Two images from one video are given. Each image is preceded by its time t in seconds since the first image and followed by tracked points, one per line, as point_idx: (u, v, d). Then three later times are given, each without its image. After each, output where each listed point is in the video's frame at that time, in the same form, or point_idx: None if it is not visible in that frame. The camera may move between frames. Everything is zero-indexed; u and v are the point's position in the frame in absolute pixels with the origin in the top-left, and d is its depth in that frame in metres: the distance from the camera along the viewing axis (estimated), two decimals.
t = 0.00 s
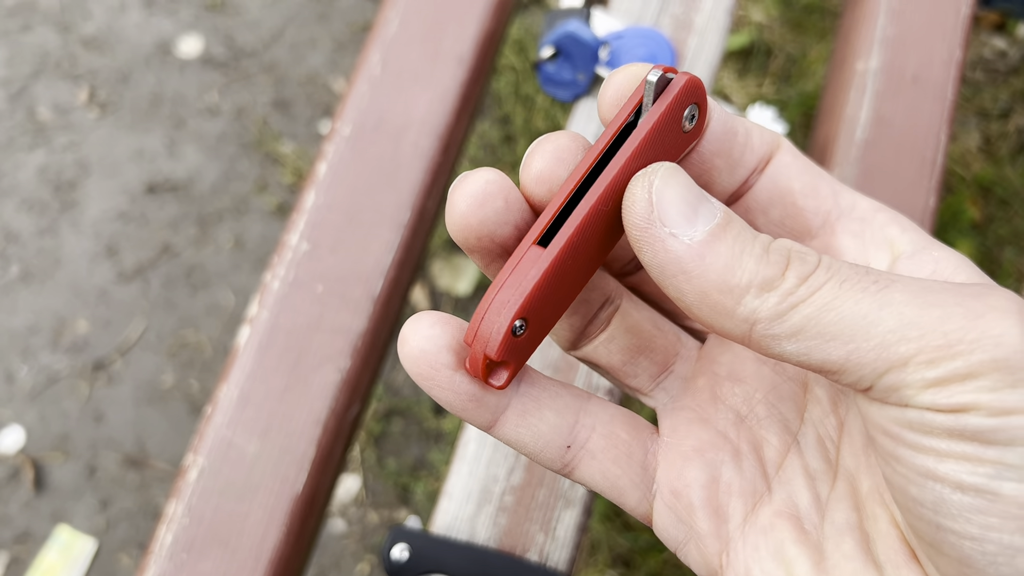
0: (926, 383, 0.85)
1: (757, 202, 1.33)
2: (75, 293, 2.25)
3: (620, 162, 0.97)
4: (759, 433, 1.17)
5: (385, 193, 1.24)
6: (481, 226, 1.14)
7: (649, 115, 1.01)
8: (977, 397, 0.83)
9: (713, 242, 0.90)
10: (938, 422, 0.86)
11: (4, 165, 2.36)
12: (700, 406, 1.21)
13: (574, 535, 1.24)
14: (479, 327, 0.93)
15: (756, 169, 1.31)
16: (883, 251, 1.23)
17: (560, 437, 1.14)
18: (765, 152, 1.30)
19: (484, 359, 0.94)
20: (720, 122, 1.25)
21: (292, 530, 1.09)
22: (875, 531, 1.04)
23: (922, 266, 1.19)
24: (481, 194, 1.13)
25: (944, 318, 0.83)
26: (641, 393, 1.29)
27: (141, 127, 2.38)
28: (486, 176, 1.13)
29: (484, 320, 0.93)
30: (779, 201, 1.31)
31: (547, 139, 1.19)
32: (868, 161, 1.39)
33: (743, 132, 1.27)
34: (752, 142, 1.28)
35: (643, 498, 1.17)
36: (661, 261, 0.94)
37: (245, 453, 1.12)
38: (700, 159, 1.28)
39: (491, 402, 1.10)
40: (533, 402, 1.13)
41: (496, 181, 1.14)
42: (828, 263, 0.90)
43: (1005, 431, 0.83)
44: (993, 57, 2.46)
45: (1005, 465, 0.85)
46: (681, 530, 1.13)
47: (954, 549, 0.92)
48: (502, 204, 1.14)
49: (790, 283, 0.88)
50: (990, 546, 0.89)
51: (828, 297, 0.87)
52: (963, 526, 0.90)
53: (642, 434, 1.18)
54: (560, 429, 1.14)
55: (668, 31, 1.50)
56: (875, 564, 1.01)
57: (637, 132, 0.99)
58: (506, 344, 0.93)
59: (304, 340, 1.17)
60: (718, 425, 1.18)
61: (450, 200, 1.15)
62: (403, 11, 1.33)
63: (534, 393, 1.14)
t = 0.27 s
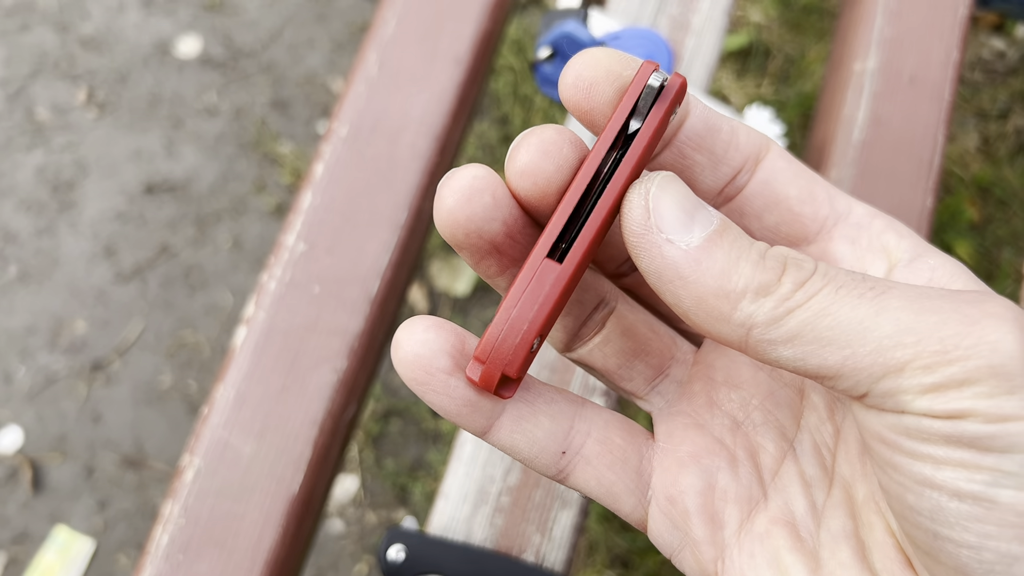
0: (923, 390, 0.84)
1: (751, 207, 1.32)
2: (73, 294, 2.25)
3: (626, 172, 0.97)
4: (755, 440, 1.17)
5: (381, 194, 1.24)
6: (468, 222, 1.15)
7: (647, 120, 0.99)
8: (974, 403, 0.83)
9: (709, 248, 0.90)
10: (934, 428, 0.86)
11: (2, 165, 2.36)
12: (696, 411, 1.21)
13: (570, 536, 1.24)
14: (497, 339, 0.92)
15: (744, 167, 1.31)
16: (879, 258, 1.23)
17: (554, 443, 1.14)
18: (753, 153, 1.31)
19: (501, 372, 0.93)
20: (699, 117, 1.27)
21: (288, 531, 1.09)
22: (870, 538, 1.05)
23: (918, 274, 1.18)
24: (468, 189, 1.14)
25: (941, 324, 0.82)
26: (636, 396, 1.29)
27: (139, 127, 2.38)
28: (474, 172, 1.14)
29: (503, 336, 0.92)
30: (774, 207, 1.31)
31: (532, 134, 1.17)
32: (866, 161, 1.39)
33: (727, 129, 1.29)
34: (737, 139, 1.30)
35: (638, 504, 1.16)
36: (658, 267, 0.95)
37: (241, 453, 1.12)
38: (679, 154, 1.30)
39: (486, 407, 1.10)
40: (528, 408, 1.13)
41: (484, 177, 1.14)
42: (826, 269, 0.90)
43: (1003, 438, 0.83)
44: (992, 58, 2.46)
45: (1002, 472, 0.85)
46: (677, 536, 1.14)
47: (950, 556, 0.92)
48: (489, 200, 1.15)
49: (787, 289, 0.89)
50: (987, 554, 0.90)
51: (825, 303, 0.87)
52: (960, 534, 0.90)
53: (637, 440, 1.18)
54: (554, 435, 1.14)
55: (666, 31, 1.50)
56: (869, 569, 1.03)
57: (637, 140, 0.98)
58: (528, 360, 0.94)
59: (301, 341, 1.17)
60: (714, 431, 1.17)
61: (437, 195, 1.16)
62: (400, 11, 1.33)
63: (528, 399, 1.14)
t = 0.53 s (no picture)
0: (924, 383, 0.84)
1: (752, 202, 1.32)
2: (72, 293, 2.25)
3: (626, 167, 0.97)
4: (755, 434, 1.17)
5: (379, 194, 1.24)
6: (463, 208, 1.15)
7: (646, 114, 0.99)
8: (976, 396, 0.82)
9: (708, 241, 0.91)
10: (936, 422, 0.86)
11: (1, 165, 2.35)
12: (696, 406, 1.20)
13: (569, 536, 1.24)
14: (505, 334, 0.94)
15: (742, 161, 1.31)
16: (880, 252, 1.23)
17: (554, 436, 1.14)
18: (749, 147, 1.30)
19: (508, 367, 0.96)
20: (694, 109, 1.27)
21: (286, 531, 1.09)
22: (870, 533, 1.04)
23: (920, 269, 1.18)
24: (463, 176, 1.14)
25: (942, 317, 0.82)
26: (635, 390, 1.29)
27: (138, 127, 2.38)
28: (467, 159, 1.14)
29: (507, 333, 0.95)
30: (774, 201, 1.31)
31: (528, 120, 1.16)
32: (865, 161, 1.39)
33: (723, 123, 1.29)
34: (733, 132, 1.29)
35: (637, 498, 1.16)
36: (657, 261, 0.95)
37: (239, 453, 1.12)
38: (673, 145, 1.30)
39: (485, 400, 1.10)
40: (528, 401, 1.13)
41: (479, 164, 1.15)
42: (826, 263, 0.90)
43: (1005, 431, 0.83)
44: (991, 58, 2.46)
45: (1004, 466, 0.85)
46: (676, 531, 1.14)
47: (952, 552, 0.92)
48: (484, 186, 1.15)
49: (786, 282, 0.89)
50: (988, 549, 0.90)
51: (825, 295, 0.87)
52: (962, 529, 0.90)
53: (636, 433, 1.18)
54: (554, 428, 1.14)
55: (664, 31, 1.50)
56: (870, 567, 1.02)
57: (636, 136, 0.98)
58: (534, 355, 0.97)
59: (298, 340, 1.17)
60: (713, 425, 1.17)
61: (432, 182, 1.16)
62: (398, 11, 1.32)
63: (527, 391, 1.14)
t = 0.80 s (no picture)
0: (925, 385, 0.85)
1: (755, 200, 1.32)
2: (72, 294, 2.25)
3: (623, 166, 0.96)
4: (757, 434, 1.17)
5: (380, 196, 1.24)
6: (461, 208, 1.15)
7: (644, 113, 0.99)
8: (977, 398, 0.83)
9: (707, 243, 0.91)
10: (938, 423, 0.86)
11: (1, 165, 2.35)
12: (699, 406, 1.20)
13: (569, 537, 1.24)
14: (502, 335, 0.92)
15: (746, 159, 1.31)
16: (884, 251, 1.23)
17: (555, 437, 1.14)
18: (754, 144, 1.30)
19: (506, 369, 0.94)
20: (699, 107, 1.27)
21: (286, 532, 1.09)
22: (872, 533, 1.05)
23: (923, 268, 1.18)
24: (461, 175, 1.14)
25: (944, 318, 0.82)
26: (637, 388, 1.28)
27: (138, 127, 2.38)
28: (466, 159, 1.14)
29: (505, 334, 0.92)
30: (777, 200, 1.31)
31: (528, 118, 1.17)
32: (864, 163, 1.39)
33: (728, 120, 1.29)
34: (737, 131, 1.29)
35: (639, 498, 1.16)
36: (655, 264, 0.95)
37: (239, 454, 1.12)
38: (678, 144, 1.31)
39: (487, 402, 1.10)
40: (529, 402, 1.14)
41: (477, 163, 1.15)
42: (826, 263, 0.90)
43: (1007, 433, 0.83)
44: (990, 59, 2.46)
45: (1006, 468, 0.85)
46: (678, 531, 1.14)
47: (953, 553, 0.93)
48: (482, 185, 1.15)
49: (787, 283, 0.89)
50: (990, 550, 0.90)
51: (826, 296, 0.87)
52: (963, 530, 0.91)
53: (638, 433, 1.18)
54: (555, 429, 1.15)
55: (664, 33, 1.50)
56: (872, 568, 1.03)
57: (635, 134, 0.98)
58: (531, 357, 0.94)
59: (299, 341, 1.17)
60: (716, 425, 1.17)
61: (432, 180, 1.16)
62: (399, 12, 1.33)
63: (529, 393, 1.14)
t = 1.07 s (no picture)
0: (935, 388, 0.85)
1: (763, 199, 1.31)
2: (70, 295, 2.24)
3: (626, 167, 0.95)
4: (763, 436, 1.17)
5: (379, 197, 1.24)
6: (472, 213, 1.15)
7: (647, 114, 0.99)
8: (988, 402, 0.83)
9: (715, 245, 0.90)
10: (947, 427, 0.86)
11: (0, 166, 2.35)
12: (704, 407, 1.20)
13: (568, 540, 1.24)
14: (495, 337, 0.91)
15: (758, 158, 1.30)
16: (891, 252, 1.23)
17: (560, 439, 1.13)
18: (766, 143, 1.29)
19: (501, 372, 0.92)
20: (712, 108, 1.26)
21: (285, 535, 1.09)
22: (878, 535, 1.05)
23: (932, 269, 1.19)
24: (472, 181, 1.14)
25: (953, 321, 0.83)
26: (643, 390, 1.28)
27: (137, 128, 2.38)
28: (477, 164, 1.14)
29: (500, 335, 0.91)
30: (785, 199, 1.30)
31: (538, 121, 1.17)
32: (865, 165, 1.39)
33: (740, 120, 1.28)
34: (750, 131, 1.28)
35: (644, 500, 1.16)
36: (663, 266, 0.94)
37: (238, 457, 1.12)
38: (691, 146, 1.29)
39: (490, 404, 1.10)
40: (534, 404, 1.13)
41: (488, 168, 1.15)
42: (834, 266, 0.89)
43: (1017, 437, 0.83)
44: (990, 60, 2.46)
45: (1015, 472, 0.85)
46: (682, 533, 1.13)
47: (961, 557, 0.93)
48: (493, 191, 1.15)
49: (795, 285, 0.88)
50: (1000, 556, 0.90)
51: (835, 299, 0.86)
52: (972, 534, 0.90)
53: (643, 434, 1.18)
54: (560, 431, 1.14)
55: (664, 34, 1.49)
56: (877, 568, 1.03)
57: (639, 133, 0.96)
58: (527, 359, 0.92)
59: (298, 343, 1.17)
60: (722, 426, 1.17)
61: (441, 185, 1.16)
62: (398, 13, 1.32)
63: (534, 394, 1.13)
